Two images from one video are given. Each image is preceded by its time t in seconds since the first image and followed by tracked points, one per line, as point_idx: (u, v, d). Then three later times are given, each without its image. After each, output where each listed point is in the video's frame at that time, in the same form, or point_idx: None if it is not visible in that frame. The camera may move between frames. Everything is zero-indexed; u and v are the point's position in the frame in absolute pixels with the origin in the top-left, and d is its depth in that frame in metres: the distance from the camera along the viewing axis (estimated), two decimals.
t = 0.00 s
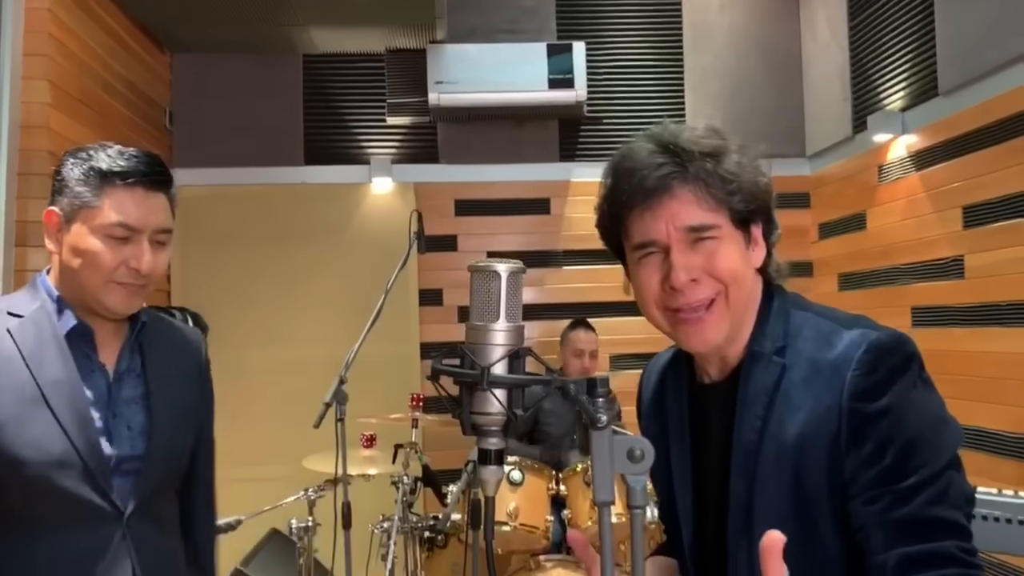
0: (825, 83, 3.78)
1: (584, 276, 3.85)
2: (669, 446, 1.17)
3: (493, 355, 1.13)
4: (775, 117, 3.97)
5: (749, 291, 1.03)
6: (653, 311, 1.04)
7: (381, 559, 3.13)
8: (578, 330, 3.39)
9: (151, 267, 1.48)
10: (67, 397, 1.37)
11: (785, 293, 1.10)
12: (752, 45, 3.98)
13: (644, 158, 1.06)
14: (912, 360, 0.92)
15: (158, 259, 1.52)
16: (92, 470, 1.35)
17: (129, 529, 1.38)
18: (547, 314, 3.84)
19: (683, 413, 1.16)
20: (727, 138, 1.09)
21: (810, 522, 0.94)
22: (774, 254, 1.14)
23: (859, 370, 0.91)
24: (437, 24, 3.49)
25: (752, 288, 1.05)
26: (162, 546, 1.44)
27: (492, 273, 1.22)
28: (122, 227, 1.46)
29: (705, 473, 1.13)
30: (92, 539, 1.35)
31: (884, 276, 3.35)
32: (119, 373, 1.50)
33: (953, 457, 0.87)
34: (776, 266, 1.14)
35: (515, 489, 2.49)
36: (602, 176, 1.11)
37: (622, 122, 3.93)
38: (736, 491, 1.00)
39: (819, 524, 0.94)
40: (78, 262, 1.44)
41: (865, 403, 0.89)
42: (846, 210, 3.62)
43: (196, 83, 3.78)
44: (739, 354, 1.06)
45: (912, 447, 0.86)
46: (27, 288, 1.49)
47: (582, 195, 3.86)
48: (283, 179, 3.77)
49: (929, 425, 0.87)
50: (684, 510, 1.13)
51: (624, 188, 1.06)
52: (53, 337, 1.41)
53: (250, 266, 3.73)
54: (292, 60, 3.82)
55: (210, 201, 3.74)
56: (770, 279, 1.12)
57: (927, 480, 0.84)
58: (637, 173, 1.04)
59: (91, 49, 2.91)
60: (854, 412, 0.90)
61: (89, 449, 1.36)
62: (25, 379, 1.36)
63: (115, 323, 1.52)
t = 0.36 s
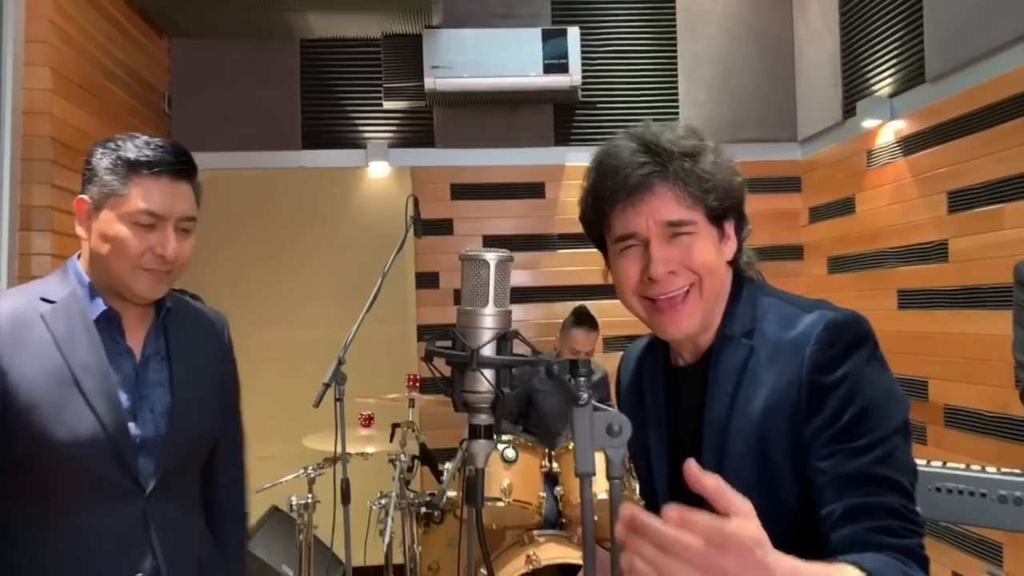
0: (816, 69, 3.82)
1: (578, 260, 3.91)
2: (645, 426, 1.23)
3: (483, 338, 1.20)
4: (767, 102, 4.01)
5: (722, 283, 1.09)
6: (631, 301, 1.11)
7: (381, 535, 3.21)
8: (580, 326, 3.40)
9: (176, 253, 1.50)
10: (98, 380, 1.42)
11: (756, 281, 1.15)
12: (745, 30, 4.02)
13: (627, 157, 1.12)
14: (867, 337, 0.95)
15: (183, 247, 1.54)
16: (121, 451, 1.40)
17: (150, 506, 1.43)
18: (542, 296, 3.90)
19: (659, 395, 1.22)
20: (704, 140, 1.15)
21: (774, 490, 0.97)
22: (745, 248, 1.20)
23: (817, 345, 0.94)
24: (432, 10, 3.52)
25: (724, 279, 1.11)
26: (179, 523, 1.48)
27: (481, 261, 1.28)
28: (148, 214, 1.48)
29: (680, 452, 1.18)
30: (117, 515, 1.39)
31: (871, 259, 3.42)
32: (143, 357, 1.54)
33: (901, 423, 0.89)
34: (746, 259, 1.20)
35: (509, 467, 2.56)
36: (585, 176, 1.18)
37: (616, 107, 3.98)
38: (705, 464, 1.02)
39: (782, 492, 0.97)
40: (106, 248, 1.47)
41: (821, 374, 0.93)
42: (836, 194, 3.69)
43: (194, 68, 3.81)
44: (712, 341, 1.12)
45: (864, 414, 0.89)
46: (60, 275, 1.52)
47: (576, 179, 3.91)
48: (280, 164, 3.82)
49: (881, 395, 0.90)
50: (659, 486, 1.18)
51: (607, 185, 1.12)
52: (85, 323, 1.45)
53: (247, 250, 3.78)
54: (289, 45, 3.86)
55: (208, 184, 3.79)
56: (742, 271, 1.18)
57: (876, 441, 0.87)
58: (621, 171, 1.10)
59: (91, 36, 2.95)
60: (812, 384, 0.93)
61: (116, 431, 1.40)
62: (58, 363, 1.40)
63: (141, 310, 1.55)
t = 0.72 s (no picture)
0: (811, 50, 3.85)
1: (573, 240, 3.96)
2: (625, 401, 1.26)
3: (477, 321, 1.25)
4: (762, 84, 4.04)
5: (694, 246, 1.12)
6: (608, 265, 1.13)
7: (382, 511, 3.27)
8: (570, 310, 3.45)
9: (222, 223, 1.41)
10: (167, 355, 1.33)
11: (729, 263, 1.18)
12: (741, 12, 4.04)
13: (600, 131, 1.16)
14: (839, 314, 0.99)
15: (230, 217, 1.43)
16: (192, 424, 1.32)
17: (219, 483, 1.35)
18: (538, 277, 3.95)
19: (639, 371, 1.25)
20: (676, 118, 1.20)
21: (749, 460, 1.02)
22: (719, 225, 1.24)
23: (791, 323, 0.99)
24: None
25: (697, 245, 1.13)
26: (250, 501, 1.41)
27: (473, 246, 1.33)
28: (192, 185, 1.40)
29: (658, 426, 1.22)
30: (189, 490, 1.32)
31: (863, 240, 3.46)
32: (206, 333, 1.44)
33: (870, 395, 0.94)
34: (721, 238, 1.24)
35: (504, 443, 2.61)
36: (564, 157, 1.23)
37: (612, 89, 4.01)
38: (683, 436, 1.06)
39: (758, 465, 1.01)
40: (156, 223, 1.39)
41: (796, 350, 0.97)
42: (829, 175, 3.73)
43: (192, 49, 3.82)
44: (690, 310, 1.14)
45: (837, 388, 0.93)
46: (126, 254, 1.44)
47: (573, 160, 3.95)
48: (277, 145, 3.86)
49: (852, 369, 0.95)
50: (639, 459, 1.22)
51: (581, 157, 1.16)
52: (153, 299, 1.37)
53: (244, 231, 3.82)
54: (286, 26, 3.87)
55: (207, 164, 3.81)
56: (715, 249, 1.21)
57: (848, 413, 0.92)
58: (594, 141, 1.15)
59: (89, 17, 2.96)
60: (787, 359, 0.97)
61: (186, 402, 1.32)
62: (128, 339, 1.32)
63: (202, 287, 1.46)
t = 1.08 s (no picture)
0: (809, 35, 3.87)
1: (572, 224, 3.99)
2: (621, 376, 1.26)
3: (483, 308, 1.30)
4: (761, 68, 4.06)
5: (693, 207, 1.15)
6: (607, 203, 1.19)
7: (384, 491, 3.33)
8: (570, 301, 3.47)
9: (282, 197, 1.35)
10: (246, 334, 1.31)
11: (728, 246, 1.19)
12: None
13: (634, 93, 1.24)
14: (834, 296, 1.04)
15: (294, 191, 1.38)
16: (271, 402, 1.30)
17: (305, 459, 1.33)
18: (538, 260, 3.99)
19: (633, 346, 1.25)
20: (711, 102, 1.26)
21: (748, 436, 1.05)
22: (732, 213, 1.25)
23: (789, 305, 1.02)
24: None
25: (697, 205, 1.17)
26: (341, 477, 1.38)
27: (477, 235, 1.37)
28: (253, 162, 1.36)
29: (652, 402, 1.22)
30: (273, 467, 1.31)
31: (859, 224, 3.50)
32: (288, 310, 1.40)
33: (867, 368, 0.98)
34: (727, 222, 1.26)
35: (505, 424, 2.65)
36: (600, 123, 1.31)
37: (611, 73, 4.03)
38: (681, 409, 1.10)
39: (759, 443, 1.05)
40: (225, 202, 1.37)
41: (796, 332, 1.00)
42: (826, 159, 3.77)
43: (193, 33, 3.84)
44: (682, 275, 1.16)
45: (838, 367, 0.98)
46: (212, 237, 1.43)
47: (572, 144, 3.97)
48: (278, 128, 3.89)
49: (850, 346, 0.99)
50: (635, 435, 1.23)
51: (613, 110, 1.25)
52: (234, 280, 1.36)
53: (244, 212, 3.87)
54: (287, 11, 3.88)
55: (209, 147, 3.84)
56: (719, 232, 1.24)
57: (851, 391, 0.98)
58: (627, 96, 1.24)
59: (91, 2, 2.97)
60: (788, 341, 1.00)
61: (266, 380, 1.31)
62: (209, 320, 1.31)
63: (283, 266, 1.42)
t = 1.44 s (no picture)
0: (807, 20, 3.86)
1: (570, 210, 4.00)
2: (622, 362, 1.27)
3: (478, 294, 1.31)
4: (759, 53, 4.05)
5: (697, 209, 1.16)
6: (609, 208, 1.19)
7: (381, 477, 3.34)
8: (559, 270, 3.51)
9: (305, 175, 1.36)
10: (268, 314, 1.33)
11: (732, 233, 1.20)
12: None
13: (629, 80, 1.21)
14: (834, 277, 1.04)
15: (319, 171, 1.38)
16: (291, 383, 1.31)
17: (324, 441, 1.33)
18: (535, 246, 4.00)
19: (634, 332, 1.26)
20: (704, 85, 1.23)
21: (752, 418, 1.06)
22: (728, 199, 1.26)
23: (790, 288, 1.02)
24: None
25: (698, 204, 1.17)
26: (364, 459, 1.36)
27: (474, 225, 1.38)
28: (278, 144, 1.37)
29: (653, 387, 1.23)
30: (293, 448, 1.32)
31: (855, 210, 3.51)
32: (314, 290, 1.41)
33: (867, 348, 0.99)
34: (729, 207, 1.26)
35: (503, 410, 2.67)
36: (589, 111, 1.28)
37: (609, 58, 4.02)
38: (685, 393, 1.11)
39: (762, 424, 1.06)
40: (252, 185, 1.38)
41: (799, 314, 1.01)
42: (823, 145, 3.77)
43: (190, 18, 3.83)
44: (687, 273, 1.17)
45: (839, 348, 0.99)
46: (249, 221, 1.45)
47: (569, 129, 3.97)
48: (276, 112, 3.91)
49: (851, 327, 1.00)
50: (637, 421, 1.24)
51: (607, 103, 1.22)
52: (262, 263, 1.37)
53: (242, 198, 3.87)
54: None
55: (207, 133, 3.85)
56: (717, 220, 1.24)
57: (851, 371, 0.98)
58: (621, 90, 1.21)
59: None
60: (791, 323, 1.01)
61: (286, 362, 1.31)
62: (234, 300, 1.33)
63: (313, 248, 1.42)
